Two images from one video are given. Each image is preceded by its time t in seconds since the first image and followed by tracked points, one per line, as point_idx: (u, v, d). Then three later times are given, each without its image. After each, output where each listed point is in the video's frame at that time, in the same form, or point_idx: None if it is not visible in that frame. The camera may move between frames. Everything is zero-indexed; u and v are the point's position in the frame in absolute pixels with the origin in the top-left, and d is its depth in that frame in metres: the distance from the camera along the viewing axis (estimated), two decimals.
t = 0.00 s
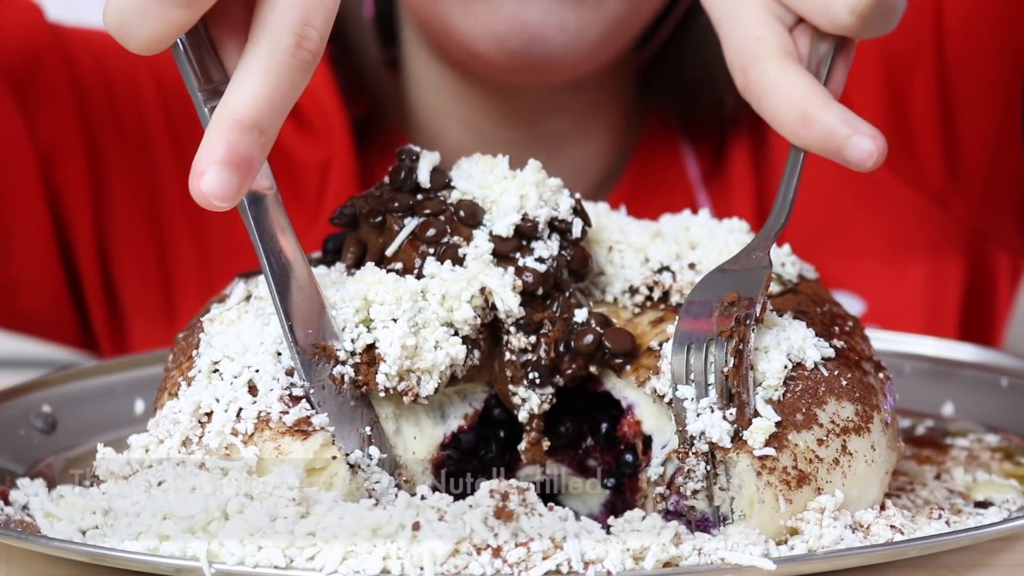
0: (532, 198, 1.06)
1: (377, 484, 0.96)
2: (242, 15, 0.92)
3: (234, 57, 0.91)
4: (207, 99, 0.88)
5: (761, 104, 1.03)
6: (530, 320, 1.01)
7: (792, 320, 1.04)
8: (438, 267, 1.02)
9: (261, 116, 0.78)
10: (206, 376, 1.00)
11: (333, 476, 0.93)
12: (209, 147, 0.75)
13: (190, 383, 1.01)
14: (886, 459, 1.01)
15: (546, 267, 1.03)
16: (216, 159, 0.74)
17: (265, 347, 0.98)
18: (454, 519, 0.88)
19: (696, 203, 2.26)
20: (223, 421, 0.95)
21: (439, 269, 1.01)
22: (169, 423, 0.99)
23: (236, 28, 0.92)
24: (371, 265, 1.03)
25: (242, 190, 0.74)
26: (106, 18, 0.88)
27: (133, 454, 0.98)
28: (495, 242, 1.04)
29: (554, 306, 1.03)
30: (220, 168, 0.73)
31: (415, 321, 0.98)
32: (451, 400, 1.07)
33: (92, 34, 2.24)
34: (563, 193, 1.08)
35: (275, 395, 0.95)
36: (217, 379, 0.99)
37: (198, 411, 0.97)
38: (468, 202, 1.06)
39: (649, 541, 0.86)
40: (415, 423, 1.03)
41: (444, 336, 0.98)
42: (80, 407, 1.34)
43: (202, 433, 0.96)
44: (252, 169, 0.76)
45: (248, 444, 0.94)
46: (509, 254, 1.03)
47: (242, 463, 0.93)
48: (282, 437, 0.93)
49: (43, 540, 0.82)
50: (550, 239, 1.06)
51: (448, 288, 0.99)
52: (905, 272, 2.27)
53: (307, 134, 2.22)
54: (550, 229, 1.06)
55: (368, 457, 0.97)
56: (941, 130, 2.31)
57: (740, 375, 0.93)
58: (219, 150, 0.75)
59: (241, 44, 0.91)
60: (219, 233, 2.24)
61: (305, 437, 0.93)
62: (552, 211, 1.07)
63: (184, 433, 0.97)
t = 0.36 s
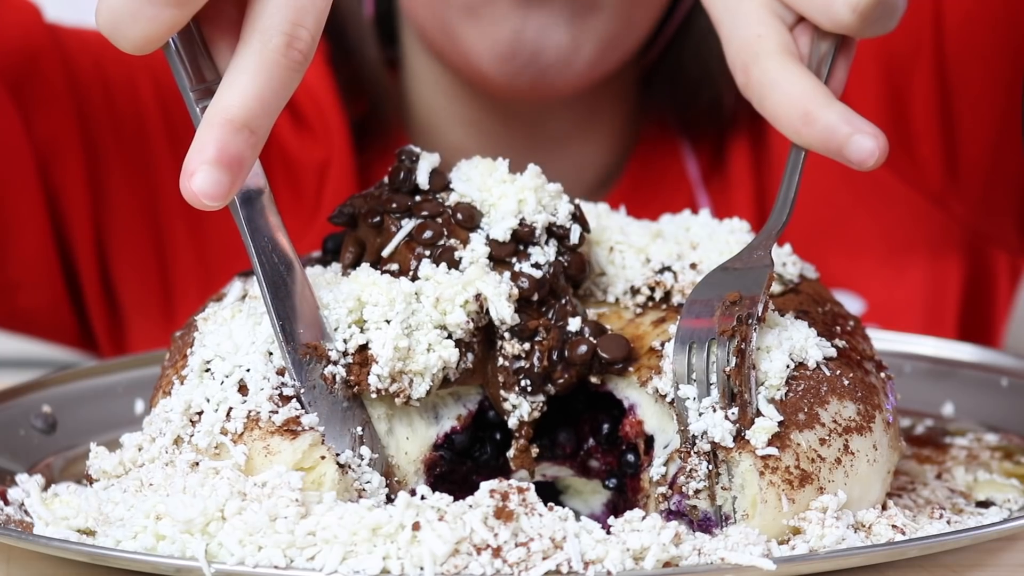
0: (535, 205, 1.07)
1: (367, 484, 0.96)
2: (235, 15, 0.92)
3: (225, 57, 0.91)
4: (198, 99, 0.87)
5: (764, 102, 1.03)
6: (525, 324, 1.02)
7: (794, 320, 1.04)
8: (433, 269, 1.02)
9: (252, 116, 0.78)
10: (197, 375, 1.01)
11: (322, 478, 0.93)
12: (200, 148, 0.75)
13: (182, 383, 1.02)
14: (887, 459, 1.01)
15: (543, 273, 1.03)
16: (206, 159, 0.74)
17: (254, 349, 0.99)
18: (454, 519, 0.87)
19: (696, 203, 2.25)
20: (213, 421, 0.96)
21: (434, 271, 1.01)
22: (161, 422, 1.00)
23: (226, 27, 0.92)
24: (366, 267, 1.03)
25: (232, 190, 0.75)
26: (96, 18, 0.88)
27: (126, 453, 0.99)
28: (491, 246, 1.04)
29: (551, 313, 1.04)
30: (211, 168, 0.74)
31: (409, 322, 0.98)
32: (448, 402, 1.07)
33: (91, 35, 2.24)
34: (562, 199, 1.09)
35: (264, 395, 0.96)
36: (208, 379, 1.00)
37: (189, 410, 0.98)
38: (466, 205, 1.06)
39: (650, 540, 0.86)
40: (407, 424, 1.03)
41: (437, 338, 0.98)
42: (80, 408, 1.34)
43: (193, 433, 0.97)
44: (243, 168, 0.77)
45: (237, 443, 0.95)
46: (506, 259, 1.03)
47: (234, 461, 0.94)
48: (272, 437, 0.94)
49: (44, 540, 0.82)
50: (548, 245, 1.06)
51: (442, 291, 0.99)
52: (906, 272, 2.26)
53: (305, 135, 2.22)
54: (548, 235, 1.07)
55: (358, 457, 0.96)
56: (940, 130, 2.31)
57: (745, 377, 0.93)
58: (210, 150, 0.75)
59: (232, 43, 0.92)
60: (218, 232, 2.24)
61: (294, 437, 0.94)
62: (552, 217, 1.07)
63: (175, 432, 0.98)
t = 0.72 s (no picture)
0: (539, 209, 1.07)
1: (366, 484, 0.96)
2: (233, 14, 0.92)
3: (223, 56, 0.91)
4: (197, 100, 0.87)
5: (766, 103, 1.03)
6: (525, 327, 1.02)
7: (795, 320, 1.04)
8: (433, 271, 1.02)
9: (250, 116, 0.78)
10: (196, 375, 1.01)
11: (320, 478, 0.93)
12: (198, 146, 0.75)
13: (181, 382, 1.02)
14: (888, 459, 1.01)
15: (542, 277, 1.03)
16: (205, 158, 0.74)
17: (253, 348, 0.99)
18: (454, 519, 0.87)
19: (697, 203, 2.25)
20: (211, 420, 0.96)
21: (434, 273, 1.01)
22: (160, 421, 1.00)
23: (224, 27, 0.92)
24: (366, 269, 1.03)
25: (230, 191, 0.75)
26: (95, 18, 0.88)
27: (124, 453, 0.99)
28: (491, 249, 1.04)
29: (550, 318, 1.04)
30: (209, 167, 0.74)
31: (408, 324, 0.98)
32: (448, 402, 1.06)
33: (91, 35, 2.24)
34: (564, 204, 1.09)
35: (263, 394, 0.96)
36: (207, 378, 1.00)
37: (189, 409, 0.98)
38: (467, 207, 1.06)
39: (650, 540, 0.86)
40: (406, 424, 1.03)
41: (436, 340, 0.98)
42: (80, 408, 1.34)
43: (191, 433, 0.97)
44: (242, 168, 0.76)
45: (235, 443, 0.95)
46: (507, 262, 1.03)
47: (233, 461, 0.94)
48: (271, 437, 0.94)
49: (44, 539, 0.82)
50: (548, 249, 1.06)
51: (442, 293, 0.99)
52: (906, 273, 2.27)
53: (306, 135, 2.22)
54: (549, 239, 1.07)
55: (357, 457, 0.96)
56: (940, 130, 2.31)
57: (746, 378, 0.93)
58: (209, 148, 0.75)
59: (231, 43, 0.92)
60: (218, 232, 2.24)
61: (292, 437, 0.93)
62: (553, 221, 1.07)
63: (174, 431, 0.98)
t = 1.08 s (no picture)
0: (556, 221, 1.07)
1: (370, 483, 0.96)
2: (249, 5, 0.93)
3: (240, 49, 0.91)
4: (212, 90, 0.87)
5: (751, 94, 1.02)
6: (528, 330, 1.02)
7: (790, 318, 1.05)
8: (435, 272, 1.02)
9: (267, 108, 0.78)
10: (201, 374, 1.01)
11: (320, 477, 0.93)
12: (215, 137, 0.75)
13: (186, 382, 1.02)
14: (882, 457, 1.01)
15: (545, 280, 1.03)
16: (223, 149, 0.74)
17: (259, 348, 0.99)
18: (453, 518, 0.87)
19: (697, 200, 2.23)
20: (216, 420, 0.96)
21: (436, 274, 1.01)
22: (164, 420, 1.00)
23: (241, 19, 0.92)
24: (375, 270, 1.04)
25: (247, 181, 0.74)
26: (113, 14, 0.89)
27: (126, 455, 0.99)
28: (494, 251, 1.04)
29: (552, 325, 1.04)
30: (227, 158, 0.73)
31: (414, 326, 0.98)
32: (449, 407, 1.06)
33: (91, 34, 2.24)
34: (566, 208, 1.09)
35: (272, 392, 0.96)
36: (212, 378, 1.00)
37: (195, 408, 0.98)
38: (470, 209, 1.06)
39: (650, 540, 0.86)
40: (409, 424, 1.03)
41: (439, 341, 0.98)
42: (80, 408, 1.34)
43: (196, 433, 0.97)
44: (258, 160, 0.76)
45: (240, 443, 0.95)
46: (508, 264, 1.04)
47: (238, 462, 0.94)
48: (277, 437, 0.94)
49: (44, 539, 0.82)
50: (550, 252, 1.06)
51: (446, 295, 1.00)
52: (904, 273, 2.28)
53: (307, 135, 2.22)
54: (551, 241, 1.07)
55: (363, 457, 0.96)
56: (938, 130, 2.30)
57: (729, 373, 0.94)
58: (227, 140, 0.74)
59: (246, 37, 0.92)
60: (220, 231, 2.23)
61: (298, 437, 0.93)
62: (555, 223, 1.07)
63: (179, 431, 0.97)
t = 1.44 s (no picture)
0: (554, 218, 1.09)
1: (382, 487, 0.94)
2: None
3: None
4: None
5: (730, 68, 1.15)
6: (539, 333, 1.02)
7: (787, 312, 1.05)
8: (449, 274, 1.02)
9: None
10: (220, 377, 1.01)
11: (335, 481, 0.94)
12: (238, 13, 0.96)
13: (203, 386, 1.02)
14: (873, 453, 1.01)
15: (554, 282, 1.05)
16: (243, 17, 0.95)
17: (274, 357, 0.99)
18: (453, 518, 0.87)
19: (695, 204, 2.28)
20: (235, 425, 0.96)
21: (450, 276, 1.02)
22: (180, 422, 1.01)
23: None
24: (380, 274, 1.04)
25: (268, 38, 0.94)
26: None
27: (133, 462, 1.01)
28: (504, 252, 1.06)
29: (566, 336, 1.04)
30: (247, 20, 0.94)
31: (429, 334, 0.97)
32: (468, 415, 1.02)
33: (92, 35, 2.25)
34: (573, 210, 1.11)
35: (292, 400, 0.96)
36: (230, 381, 1.00)
37: (217, 417, 0.98)
38: (479, 211, 1.08)
39: (650, 540, 0.86)
40: (426, 427, 0.99)
41: (456, 345, 0.97)
42: (80, 407, 1.34)
43: (215, 436, 0.97)
44: (275, 21, 0.97)
45: (261, 449, 0.95)
46: (517, 266, 1.05)
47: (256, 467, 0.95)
48: (300, 442, 0.94)
49: (44, 539, 0.82)
50: (559, 254, 1.07)
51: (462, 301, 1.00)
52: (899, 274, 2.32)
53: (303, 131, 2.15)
54: (559, 243, 1.07)
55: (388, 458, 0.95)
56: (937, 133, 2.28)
57: (705, 353, 0.98)
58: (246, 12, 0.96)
59: None
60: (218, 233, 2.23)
61: (320, 443, 0.94)
62: (563, 227, 1.08)
63: (197, 434, 0.98)
